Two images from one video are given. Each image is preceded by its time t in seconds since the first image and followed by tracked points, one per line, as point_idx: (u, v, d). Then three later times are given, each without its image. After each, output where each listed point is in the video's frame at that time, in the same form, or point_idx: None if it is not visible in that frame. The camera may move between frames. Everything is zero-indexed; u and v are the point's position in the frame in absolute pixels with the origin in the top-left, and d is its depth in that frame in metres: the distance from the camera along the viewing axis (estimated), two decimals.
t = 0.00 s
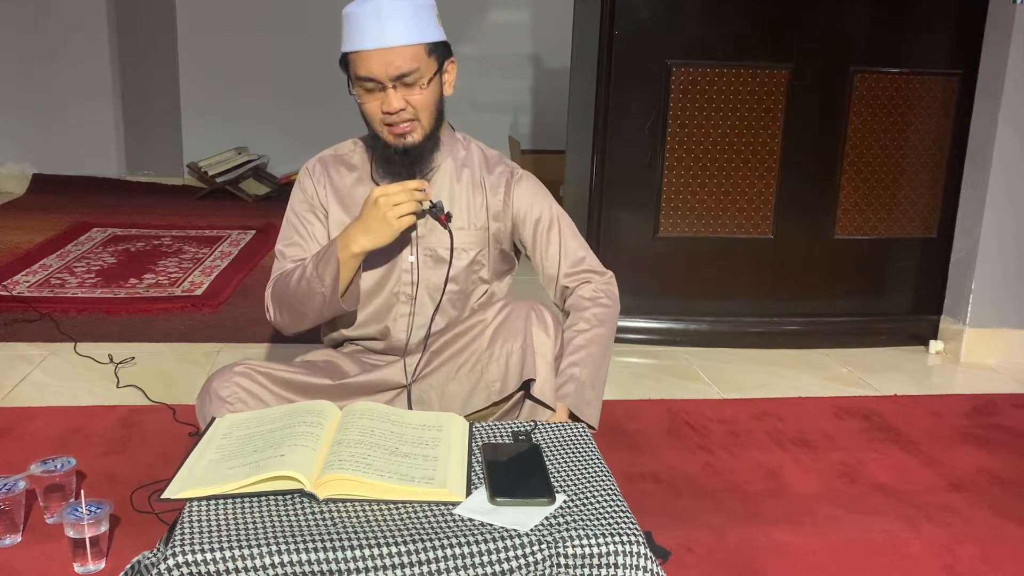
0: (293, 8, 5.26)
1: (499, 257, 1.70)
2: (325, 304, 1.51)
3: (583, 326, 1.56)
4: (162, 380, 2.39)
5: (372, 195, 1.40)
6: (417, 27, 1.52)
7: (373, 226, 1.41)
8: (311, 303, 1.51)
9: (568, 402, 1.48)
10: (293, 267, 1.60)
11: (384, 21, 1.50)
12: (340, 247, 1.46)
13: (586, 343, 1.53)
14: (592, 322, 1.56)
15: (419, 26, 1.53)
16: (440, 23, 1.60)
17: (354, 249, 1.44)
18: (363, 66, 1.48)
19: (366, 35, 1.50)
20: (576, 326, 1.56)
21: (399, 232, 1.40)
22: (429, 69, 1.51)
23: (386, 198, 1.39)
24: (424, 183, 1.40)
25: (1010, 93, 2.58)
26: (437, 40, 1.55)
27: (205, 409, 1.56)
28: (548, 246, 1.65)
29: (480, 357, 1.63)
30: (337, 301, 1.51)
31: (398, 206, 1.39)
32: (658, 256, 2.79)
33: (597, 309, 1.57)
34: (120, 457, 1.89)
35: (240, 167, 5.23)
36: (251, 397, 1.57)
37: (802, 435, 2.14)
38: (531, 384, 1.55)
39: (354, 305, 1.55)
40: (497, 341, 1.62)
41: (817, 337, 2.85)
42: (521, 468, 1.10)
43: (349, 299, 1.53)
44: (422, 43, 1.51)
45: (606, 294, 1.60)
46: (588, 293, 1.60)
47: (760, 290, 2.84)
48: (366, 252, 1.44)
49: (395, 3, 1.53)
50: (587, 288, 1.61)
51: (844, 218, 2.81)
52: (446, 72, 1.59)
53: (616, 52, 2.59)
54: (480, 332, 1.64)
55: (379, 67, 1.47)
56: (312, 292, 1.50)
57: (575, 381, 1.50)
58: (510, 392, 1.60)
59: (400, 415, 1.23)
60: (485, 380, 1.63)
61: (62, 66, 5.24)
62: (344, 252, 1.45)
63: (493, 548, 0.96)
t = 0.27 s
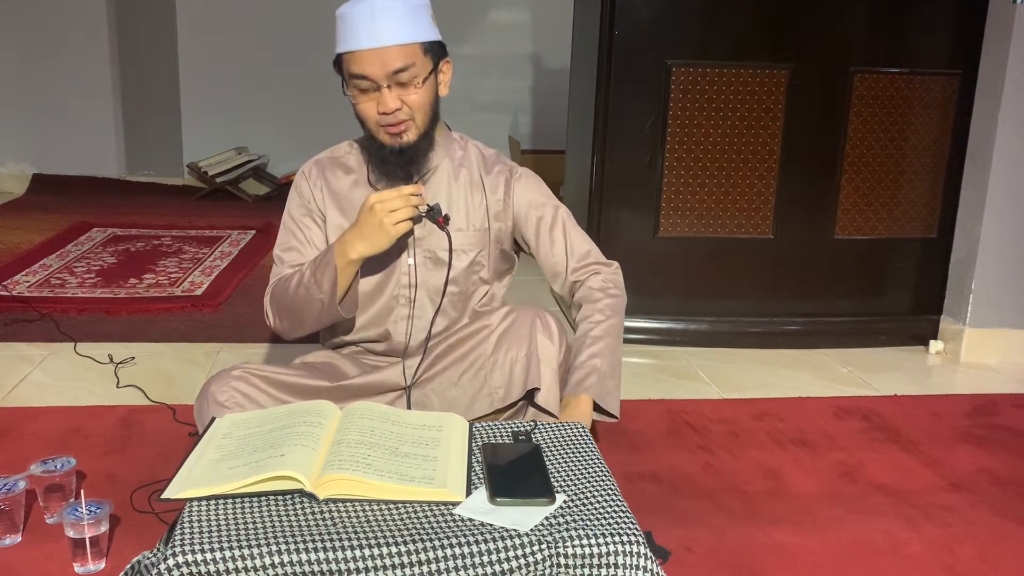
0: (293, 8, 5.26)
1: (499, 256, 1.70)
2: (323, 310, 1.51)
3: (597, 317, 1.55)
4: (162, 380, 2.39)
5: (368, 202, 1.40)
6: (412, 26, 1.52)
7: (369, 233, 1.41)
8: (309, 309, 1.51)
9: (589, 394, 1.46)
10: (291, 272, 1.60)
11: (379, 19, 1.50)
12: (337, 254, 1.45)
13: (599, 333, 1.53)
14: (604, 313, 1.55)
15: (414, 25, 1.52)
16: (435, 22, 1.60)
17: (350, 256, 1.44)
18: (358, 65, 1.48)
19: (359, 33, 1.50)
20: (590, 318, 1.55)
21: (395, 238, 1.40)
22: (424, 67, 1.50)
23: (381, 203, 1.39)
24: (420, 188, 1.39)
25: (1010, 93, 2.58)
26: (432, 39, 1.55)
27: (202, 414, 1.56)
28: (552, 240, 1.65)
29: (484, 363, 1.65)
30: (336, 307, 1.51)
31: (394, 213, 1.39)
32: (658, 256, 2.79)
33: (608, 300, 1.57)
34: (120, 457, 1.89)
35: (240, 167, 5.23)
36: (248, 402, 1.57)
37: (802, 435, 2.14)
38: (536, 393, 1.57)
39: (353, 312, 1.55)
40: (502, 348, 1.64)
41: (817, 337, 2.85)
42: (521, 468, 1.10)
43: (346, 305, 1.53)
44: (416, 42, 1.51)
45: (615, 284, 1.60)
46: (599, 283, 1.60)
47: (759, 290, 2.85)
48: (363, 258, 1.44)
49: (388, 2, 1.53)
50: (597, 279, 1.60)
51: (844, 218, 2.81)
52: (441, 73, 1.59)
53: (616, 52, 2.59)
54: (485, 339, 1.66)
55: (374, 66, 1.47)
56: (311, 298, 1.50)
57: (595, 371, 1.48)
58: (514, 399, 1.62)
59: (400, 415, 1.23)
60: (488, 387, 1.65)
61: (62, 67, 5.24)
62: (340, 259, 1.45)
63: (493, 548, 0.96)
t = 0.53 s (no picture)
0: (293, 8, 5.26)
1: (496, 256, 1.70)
2: (325, 313, 1.51)
3: (598, 325, 1.58)
4: (162, 380, 2.39)
5: (365, 200, 1.39)
6: (411, 18, 1.52)
7: (369, 233, 1.40)
8: (310, 313, 1.51)
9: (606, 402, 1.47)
10: (291, 276, 1.59)
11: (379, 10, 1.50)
12: (337, 254, 1.45)
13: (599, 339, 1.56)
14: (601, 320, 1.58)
15: (413, 17, 1.52)
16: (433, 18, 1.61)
17: (350, 256, 1.44)
18: (356, 54, 1.48)
19: (358, 23, 1.50)
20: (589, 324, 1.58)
21: (393, 234, 1.39)
22: (422, 59, 1.50)
23: (378, 202, 1.38)
24: (417, 185, 1.38)
25: (1010, 93, 2.58)
26: (431, 33, 1.55)
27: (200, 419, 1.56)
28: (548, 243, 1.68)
29: (485, 365, 1.64)
30: (337, 309, 1.51)
31: (391, 210, 1.38)
32: (658, 256, 2.79)
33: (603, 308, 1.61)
34: (120, 457, 1.89)
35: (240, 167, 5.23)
36: (245, 406, 1.57)
37: (802, 435, 2.14)
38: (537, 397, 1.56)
39: (353, 313, 1.55)
40: (504, 351, 1.62)
41: (817, 337, 2.85)
42: (521, 468, 1.10)
43: (347, 305, 1.53)
44: (416, 33, 1.51)
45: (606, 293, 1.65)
46: (594, 291, 1.64)
47: (759, 290, 2.85)
48: (364, 257, 1.43)
49: None
50: (589, 288, 1.64)
51: (844, 218, 2.81)
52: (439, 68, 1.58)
53: (616, 52, 2.59)
54: (486, 340, 1.64)
55: (372, 54, 1.47)
56: (312, 301, 1.49)
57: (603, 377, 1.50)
58: (515, 404, 1.59)
59: (400, 415, 1.23)
60: (489, 390, 1.63)
61: (62, 67, 5.24)
62: (341, 259, 1.45)
63: (493, 548, 0.96)
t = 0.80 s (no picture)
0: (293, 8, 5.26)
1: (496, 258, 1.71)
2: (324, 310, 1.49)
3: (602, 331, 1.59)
4: (162, 380, 2.39)
5: (362, 192, 1.39)
6: (409, 13, 1.52)
7: (367, 226, 1.39)
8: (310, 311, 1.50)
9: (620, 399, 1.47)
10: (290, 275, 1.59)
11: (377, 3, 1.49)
12: (336, 249, 1.44)
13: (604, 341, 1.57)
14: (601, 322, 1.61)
15: (411, 12, 1.52)
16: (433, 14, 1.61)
17: (349, 250, 1.43)
18: (354, 47, 1.47)
19: (357, 15, 1.49)
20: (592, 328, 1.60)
21: (392, 227, 1.39)
22: (420, 54, 1.50)
23: (376, 194, 1.38)
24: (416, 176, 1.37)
25: (1010, 93, 2.58)
26: (431, 29, 1.55)
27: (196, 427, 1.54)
28: (546, 245, 1.68)
29: (489, 373, 1.63)
30: (337, 305, 1.50)
31: (390, 202, 1.38)
32: (658, 256, 2.79)
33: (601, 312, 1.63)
34: (120, 457, 1.89)
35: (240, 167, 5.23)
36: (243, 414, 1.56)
37: (802, 435, 2.14)
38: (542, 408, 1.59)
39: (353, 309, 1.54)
40: (508, 358, 1.62)
41: (817, 336, 2.85)
42: (521, 468, 1.10)
43: (347, 301, 1.52)
44: (415, 29, 1.51)
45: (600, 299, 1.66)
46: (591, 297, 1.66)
47: (759, 290, 2.84)
48: (362, 251, 1.43)
49: None
50: (588, 294, 1.66)
51: (844, 218, 2.81)
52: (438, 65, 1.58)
53: (616, 52, 2.59)
54: (490, 348, 1.64)
55: (370, 47, 1.47)
56: (309, 297, 1.48)
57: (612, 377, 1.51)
58: (518, 412, 1.61)
59: (400, 415, 1.23)
60: (492, 398, 1.64)
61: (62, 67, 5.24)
62: (340, 254, 1.44)
63: (493, 548, 0.96)
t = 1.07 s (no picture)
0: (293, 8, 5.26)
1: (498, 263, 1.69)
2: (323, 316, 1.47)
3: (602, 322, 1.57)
4: (162, 379, 2.39)
5: (360, 201, 1.34)
6: (404, 21, 1.49)
7: (365, 235, 1.36)
8: (308, 318, 1.47)
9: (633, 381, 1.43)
10: (289, 281, 1.57)
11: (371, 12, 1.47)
12: (335, 258, 1.42)
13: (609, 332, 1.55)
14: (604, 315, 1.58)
15: (406, 20, 1.49)
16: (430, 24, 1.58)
17: (347, 259, 1.39)
18: (348, 55, 1.45)
19: (351, 24, 1.47)
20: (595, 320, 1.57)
21: (391, 237, 1.35)
22: (416, 62, 1.47)
23: (375, 203, 1.34)
24: (414, 184, 1.34)
25: (1010, 93, 2.58)
26: (428, 37, 1.53)
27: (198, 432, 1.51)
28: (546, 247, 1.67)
29: (501, 405, 1.64)
30: (336, 313, 1.48)
31: (389, 210, 1.34)
32: (658, 256, 2.79)
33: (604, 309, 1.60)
34: (120, 457, 1.89)
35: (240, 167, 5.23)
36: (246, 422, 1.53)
37: (802, 435, 2.14)
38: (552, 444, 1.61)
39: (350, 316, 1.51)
40: (524, 394, 1.62)
41: (817, 336, 2.85)
42: (521, 468, 1.10)
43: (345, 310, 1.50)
44: (410, 36, 1.48)
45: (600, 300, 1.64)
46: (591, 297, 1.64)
47: (759, 290, 2.84)
48: (361, 260, 1.39)
49: None
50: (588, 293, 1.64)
51: (844, 218, 2.81)
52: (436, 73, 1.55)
53: (616, 52, 2.59)
54: (507, 381, 1.63)
55: (364, 55, 1.44)
56: (308, 305, 1.46)
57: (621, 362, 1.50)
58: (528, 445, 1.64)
59: (400, 415, 1.23)
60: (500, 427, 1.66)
61: (62, 67, 5.24)
62: (339, 263, 1.41)
63: (493, 548, 0.96)
